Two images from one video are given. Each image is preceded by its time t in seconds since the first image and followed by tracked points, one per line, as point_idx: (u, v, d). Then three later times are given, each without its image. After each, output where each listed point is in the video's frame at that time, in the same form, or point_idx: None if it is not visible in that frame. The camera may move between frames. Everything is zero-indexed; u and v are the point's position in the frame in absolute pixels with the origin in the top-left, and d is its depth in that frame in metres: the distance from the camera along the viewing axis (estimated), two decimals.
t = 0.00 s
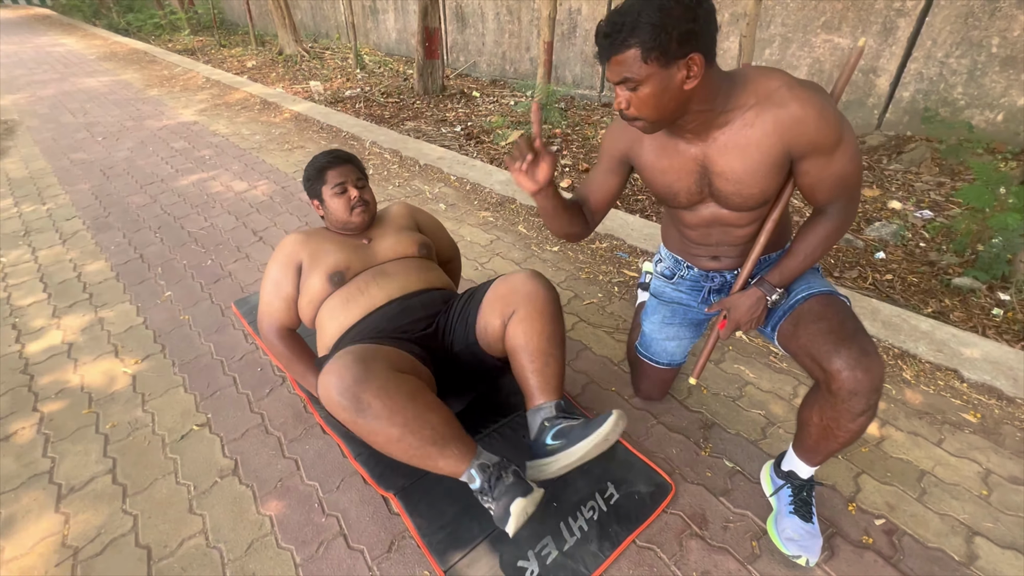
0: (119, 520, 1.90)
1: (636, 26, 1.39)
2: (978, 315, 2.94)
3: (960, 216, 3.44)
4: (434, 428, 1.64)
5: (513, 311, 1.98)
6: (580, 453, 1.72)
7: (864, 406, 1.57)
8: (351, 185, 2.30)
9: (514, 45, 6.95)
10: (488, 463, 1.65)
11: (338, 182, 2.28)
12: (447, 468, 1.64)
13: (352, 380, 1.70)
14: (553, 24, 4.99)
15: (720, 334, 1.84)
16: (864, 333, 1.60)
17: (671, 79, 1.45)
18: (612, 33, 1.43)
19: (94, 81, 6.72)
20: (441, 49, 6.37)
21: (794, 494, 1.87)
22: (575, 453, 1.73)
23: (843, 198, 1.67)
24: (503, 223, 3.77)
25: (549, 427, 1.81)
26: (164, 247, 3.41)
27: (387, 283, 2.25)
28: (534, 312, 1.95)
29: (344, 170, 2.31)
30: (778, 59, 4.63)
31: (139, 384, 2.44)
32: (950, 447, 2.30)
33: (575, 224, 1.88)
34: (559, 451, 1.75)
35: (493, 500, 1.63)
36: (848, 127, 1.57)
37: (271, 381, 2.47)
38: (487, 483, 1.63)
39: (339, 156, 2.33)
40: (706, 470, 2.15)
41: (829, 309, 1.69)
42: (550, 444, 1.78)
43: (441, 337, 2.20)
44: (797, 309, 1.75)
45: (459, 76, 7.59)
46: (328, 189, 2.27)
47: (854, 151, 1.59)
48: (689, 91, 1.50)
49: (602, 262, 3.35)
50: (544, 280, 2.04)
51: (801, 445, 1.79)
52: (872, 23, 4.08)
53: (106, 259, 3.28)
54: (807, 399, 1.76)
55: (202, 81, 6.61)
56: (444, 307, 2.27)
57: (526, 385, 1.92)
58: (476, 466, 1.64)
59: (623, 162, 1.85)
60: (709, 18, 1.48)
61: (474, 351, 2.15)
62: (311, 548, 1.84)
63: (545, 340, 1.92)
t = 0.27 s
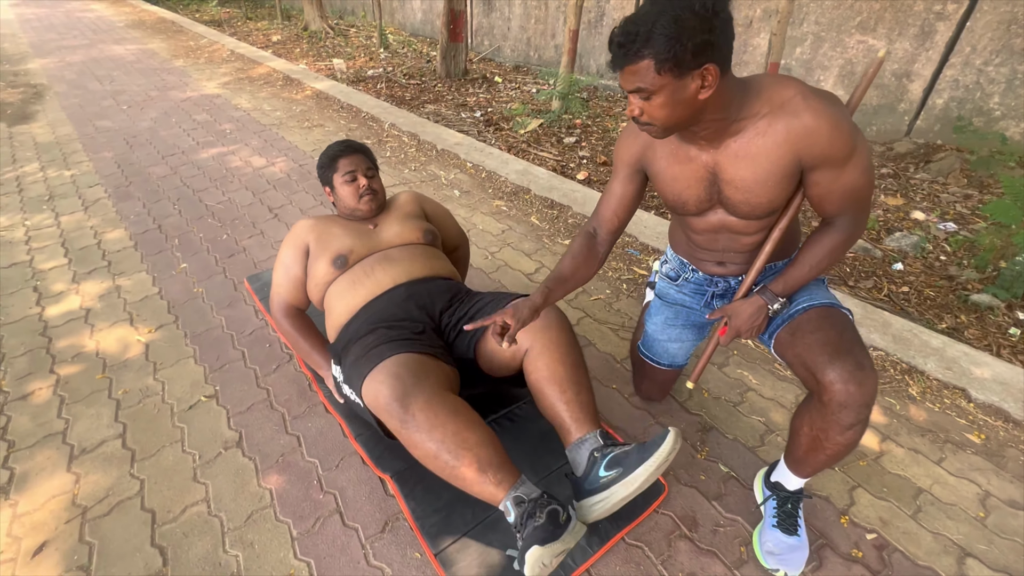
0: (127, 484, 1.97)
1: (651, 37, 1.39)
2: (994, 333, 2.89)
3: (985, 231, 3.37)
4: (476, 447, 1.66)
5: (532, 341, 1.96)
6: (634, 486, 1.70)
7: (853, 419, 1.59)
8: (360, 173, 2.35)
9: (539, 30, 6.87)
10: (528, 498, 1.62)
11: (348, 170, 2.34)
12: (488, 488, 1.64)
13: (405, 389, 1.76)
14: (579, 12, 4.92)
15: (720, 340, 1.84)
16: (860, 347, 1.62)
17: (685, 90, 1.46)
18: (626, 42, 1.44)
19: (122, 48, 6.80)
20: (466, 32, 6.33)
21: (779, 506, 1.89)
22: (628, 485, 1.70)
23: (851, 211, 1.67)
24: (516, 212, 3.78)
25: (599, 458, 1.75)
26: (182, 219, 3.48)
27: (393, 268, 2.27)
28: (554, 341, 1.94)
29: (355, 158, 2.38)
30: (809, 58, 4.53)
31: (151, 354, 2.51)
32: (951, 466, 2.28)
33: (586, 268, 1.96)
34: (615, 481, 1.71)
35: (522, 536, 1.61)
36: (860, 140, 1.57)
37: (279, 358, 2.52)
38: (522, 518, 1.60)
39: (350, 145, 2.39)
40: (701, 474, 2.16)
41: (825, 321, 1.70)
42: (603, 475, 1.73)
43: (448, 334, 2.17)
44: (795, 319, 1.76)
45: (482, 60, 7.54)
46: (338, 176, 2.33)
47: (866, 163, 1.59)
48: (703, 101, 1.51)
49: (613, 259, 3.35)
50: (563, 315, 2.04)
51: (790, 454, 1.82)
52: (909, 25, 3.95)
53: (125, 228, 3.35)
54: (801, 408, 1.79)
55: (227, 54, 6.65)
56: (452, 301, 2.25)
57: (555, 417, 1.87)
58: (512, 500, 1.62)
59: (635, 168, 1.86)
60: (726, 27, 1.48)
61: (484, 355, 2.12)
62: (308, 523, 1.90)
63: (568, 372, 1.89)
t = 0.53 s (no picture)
0: (124, 456, 2.05)
1: (630, 55, 1.42)
2: (1020, 366, 2.76)
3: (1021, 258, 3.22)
4: (408, 418, 1.78)
5: (525, 302, 2.02)
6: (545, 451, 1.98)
7: (838, 450, 1.54)
8: (381, 166, 2.25)
9: (571, 31, 6.84)
10: (453, 451, 1.86)
11: (368, 162, 2.23)
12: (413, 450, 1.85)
13: (336, 362, 1.73)
14: (610, 14, 4.87)
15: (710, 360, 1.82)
16: (851, 377, 1.57)
17: (666, 109, 1.47)
18: (608, 58, 1.47)
19: (166, 35, 7.05)
20: (497, 30, 6.34)
21: (761, 529, 1.85)
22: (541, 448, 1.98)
23: (849, 234, 1.62)
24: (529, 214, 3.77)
25: (524, 419, 1.98)
26: (203, 204, 3.59)
27: (409, 275, 2.24)
28: (540, 307, 2.00)
29: (375, 149, 2.26)
30: (847, 69, 4.36)
31: (161, 332, 2.60)
32: (952, 502, 2.19)
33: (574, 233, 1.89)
34: (528, 442, 1.97)
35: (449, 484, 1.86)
36: (857, 162, 1.53)
37: (280, 345, 2.59)
38: (447, 468, 1.84)
39: (372, 135, 2.27)
40: (686, 490, 2.14)
41: (817, 346, 1.66)
42: (520, 435, 1.97)
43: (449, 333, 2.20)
44: (787, 341, 1.73)
45: (513, 59, 7.55)
46: (358, 167, 2.22)
47: (863, 188, 1.54)
48: (687, 121, 1.51)
49: (621, 266, 3.32)
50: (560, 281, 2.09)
51: (776, 479, 1.76)
52: (956, 39, 3.77)
53: (150, 209, 3.48)
54: (789, 433, 1.74)
55: (264, 44, 6.82)
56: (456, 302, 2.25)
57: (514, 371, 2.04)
58: (439, 453, 1.84)
59: (627, 175, 1.88)
60: (713, 44, 1.47)
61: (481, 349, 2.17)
62: (290, 508, 1.95)
63: (545, 341, 2.00)
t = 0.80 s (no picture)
0: (125, 426, 2.15)
1: (620, 55, 1.41)
2: None
3: None
4: (411, 439, 1.66)
5: (522, 333, 2.01)
6: (564, 492, 1.65)
7: (811, 468, 1.51)
8: (378, 160, 2.40)
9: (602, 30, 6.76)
10: (455, 490, 1.62)
11: (366, 156, 2.39)
12: (419, 477, 1.64)
13: (348, 369, 1.76)
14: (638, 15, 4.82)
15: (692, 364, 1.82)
16: (830, 395, 1.54)
17: (656, 110, 1.46)
18: (598, 58, 1.46)
19: (206, 22, 7.27)
20: (527, 27, 6.33)
21: (739, 542, 1.82)
22: (560, 488, 1.66)
23: (840, 247, 1.58)
24: (540, 212, 3.78)
25: (538, 458, 1.75)
26: (224, 188, 3.71)
27: (399, 262, 2.31)
28: (541, 338, 1.97)
29: (375, 145, 2.42)
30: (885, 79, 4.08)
31: (171, 310, 2.71)
32: (947, 531, 2.13)
33: (564, 251, 1.96)
34: (545, 482, 1.68)
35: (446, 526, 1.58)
36: (851, 173, 1.48)
37: (283, 328, 2.66)
38: (445, 509, 1.60)
39: (372, 132, 2.43)
40: (668, 497, 2.12)
41: (800, 360, 1.64)
42: (536, 476, 1.71)
43: (441, 331, 2.22)
44: (771, 353, 1.71)
45: (543, 57, 7.53)
46: (356, 161, 2.39)
47: (857, 200, 1.50)
48: (678, 122, 1.50)
49: (628, 269, 3.31)
50: (556, 312, 2.08)
51: (756, 494, 1.72)
52: (1002, 51, 3.50)
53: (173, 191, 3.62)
54: (768, 448, 1.70)
55: (298, 34, 6.98)
56: (451, 301, 2.28)
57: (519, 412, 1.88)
58: (441, 489, 1.62)
59: (624, 179, 1.85)
60: (705, 45, 1.45)
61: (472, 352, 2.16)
62: (276, 487, 2.01)
63: (546, 371, 1.92)
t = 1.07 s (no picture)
0: (136, 399, 2.23)
1: (621, 58, 1.39)
2: None
3: None
4: (395, 424, 1.71)
5: (523, 326, 2.03)
6: (542, 489, 1.68)
7: (802, 483, 1.47)
8: (393, 149, 2.42)
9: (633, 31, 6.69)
10: (431, 478, 1.67)
11: (382, 144, 2.41)
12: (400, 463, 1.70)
13: (335, 356, 1.83)
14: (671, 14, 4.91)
15: (694, 373, 1.80)
16: (826, 409, 1.49)
17: (655, 115, 1.44)
18: (599, 61, 1.45)
19: (244, 14, 7.46)
20: (556, 26, 6.32)
21: (727, 553, 1.80)
22: (539, 485, 1.68)
23: (848, 257, 1.51)
24: (555, 211, 3.77)
25: (524, 451, 1.78)
26: (247, 175, 3.82)
27: (403, 249, 2.32)
28: (538, 334, 1.98)
29: (391, 133, 2.43)
30: (922, 89, 3.92)
31: (188, 291, 2.80)
32: (949, 557, 2.06)
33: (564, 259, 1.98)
34: (526, 476, 1.70)
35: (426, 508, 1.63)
36: (858, 182, 1.44)
37: (293, 313, 2.73)
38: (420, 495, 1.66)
39: (389, 120, 2.44)
40: (660, 504, 2.11)
41: (798, 373, 1.58)
42: (517, 468, 1.73)
43: (440, 322, 2.25)
44: (770, 365, 1.65)
45: (572, 56, 7.51)
46: (372, 148, 2.41)
47: (864, 211, 1.44)
48: (678, 128, 1.48)
49: (639, 272, 3.28)
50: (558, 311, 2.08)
51: (747, 506, 1.68)
52: None
53: (199, 176, 3.74)
54: (760, 460, 1.66)
55: (330, 27, 7.12)
56: (453, 294, 2.29)
57: (511, 404, 1.92)
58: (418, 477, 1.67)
59: (628, 183, 1.85)
60: (708, 50, 1.43)
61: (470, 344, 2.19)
62: (274, 467, 2.06)
63: (542, 366, 1.93)
